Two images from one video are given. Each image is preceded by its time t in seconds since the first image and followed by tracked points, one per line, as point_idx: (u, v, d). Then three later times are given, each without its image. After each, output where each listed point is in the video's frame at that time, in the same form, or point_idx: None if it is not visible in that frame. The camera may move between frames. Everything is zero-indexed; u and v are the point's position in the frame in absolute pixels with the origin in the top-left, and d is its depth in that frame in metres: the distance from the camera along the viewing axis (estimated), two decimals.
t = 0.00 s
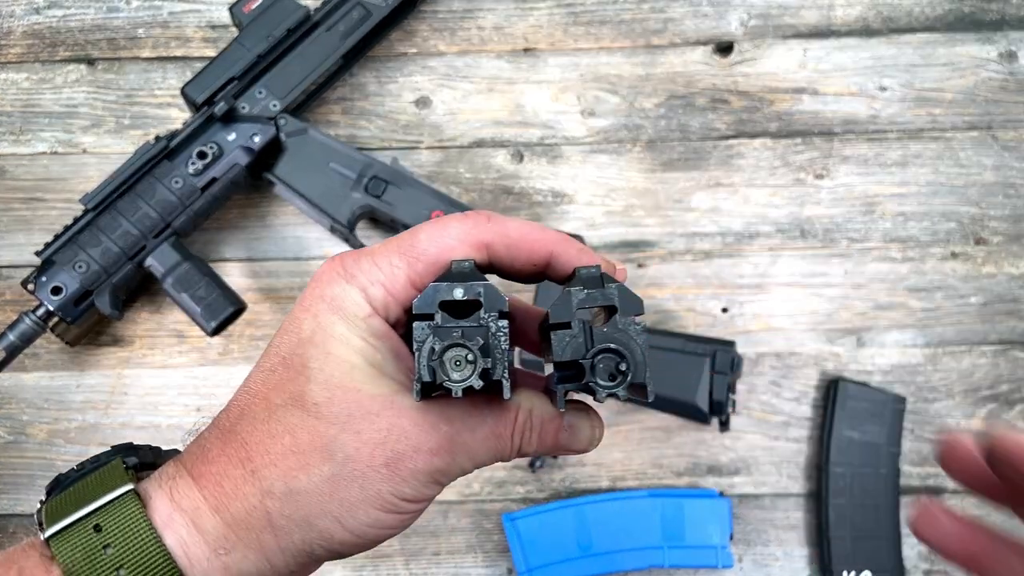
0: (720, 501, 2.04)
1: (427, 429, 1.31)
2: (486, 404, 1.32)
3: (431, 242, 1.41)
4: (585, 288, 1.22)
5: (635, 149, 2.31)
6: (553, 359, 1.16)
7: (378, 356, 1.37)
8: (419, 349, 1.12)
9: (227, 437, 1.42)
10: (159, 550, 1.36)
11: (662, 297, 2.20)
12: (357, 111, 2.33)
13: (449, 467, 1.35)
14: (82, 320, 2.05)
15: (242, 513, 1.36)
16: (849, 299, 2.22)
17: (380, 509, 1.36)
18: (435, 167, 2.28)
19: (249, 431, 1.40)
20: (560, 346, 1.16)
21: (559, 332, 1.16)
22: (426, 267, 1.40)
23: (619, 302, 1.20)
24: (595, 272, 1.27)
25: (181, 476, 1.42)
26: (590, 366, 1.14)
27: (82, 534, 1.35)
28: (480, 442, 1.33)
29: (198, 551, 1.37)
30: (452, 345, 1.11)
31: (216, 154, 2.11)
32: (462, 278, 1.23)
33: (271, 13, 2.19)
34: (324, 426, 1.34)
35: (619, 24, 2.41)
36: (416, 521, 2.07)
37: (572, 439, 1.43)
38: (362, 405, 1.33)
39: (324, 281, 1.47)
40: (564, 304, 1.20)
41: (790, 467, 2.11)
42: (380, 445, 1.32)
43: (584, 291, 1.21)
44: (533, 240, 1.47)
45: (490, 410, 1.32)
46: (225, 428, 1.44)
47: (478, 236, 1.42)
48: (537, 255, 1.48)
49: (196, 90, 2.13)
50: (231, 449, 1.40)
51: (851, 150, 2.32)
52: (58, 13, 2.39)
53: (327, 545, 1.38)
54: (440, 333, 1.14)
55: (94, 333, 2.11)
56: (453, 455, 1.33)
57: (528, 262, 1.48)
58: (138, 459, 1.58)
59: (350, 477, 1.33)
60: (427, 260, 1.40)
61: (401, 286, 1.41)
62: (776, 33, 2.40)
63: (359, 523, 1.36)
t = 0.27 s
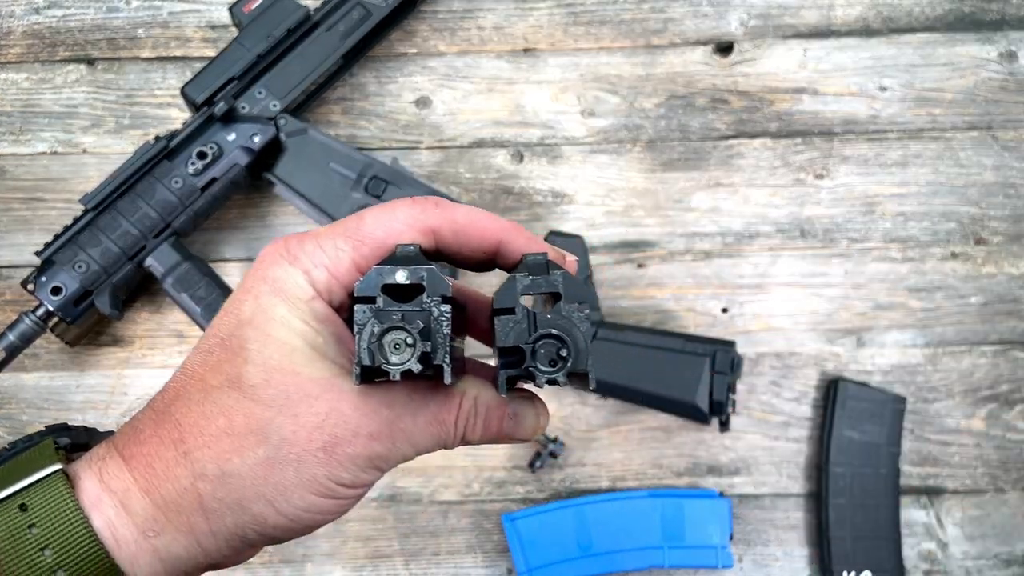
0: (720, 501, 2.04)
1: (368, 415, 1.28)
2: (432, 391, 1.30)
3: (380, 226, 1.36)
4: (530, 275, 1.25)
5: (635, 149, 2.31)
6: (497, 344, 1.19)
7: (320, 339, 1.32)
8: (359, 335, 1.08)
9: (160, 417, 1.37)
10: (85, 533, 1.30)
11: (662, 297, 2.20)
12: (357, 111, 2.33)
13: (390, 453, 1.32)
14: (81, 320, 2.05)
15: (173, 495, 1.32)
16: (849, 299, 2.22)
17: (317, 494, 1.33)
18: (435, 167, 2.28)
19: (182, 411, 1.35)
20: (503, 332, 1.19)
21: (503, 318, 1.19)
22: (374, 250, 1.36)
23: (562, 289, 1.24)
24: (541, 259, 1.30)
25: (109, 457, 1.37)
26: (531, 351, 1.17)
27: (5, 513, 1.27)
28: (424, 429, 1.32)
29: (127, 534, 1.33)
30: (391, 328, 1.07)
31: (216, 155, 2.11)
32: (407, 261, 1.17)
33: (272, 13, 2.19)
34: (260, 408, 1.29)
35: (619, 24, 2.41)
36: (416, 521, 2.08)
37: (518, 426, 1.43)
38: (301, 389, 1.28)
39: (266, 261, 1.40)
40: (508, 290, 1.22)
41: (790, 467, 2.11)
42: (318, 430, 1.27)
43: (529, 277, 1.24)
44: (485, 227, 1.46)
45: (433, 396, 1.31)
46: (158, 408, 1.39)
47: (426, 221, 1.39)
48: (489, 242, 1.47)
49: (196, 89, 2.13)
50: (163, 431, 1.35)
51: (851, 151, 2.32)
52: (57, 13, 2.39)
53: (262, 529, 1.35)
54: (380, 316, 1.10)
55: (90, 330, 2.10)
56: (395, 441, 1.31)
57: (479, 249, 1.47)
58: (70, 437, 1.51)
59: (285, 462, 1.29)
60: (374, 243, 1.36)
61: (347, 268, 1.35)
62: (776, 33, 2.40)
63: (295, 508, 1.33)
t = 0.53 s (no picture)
0: (720, 501, 2.03)
1: (324, 388, 1.19)
2: (397, 363, 1.23)
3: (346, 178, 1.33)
4: (512, 236, 1.09)
5: (635, 149, 2.31)
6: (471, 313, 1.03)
7: (275, 304, 1.24)
8: (317, 297, 1.00)
9: (92, 389, 1.27)
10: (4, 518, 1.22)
11: (662, 297, 2.20)
12: (357, 110, 2.32)
13: (348, 430, 1.24)
14: (81, 321, 2.05)
15: (106, 474, 1.21)
16: (849, 299, 2.22)
17: (267, 476, 1.22)
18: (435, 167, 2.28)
19: (116, 381, 1.25)
20: (479, 300, 1.03)
21: (480, 284, 1.04)
22: (336, 204, 1.32)
23: (550, 251, 1.07)
24: (524, 219, 1.13)
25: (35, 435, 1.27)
26: (511, 320, 1.02)
27: None
28: (387, 405, 1.24)
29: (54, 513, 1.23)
30: (353, 291, 1.00)
31: (216, 154, 2.10)
32: (372, 219, 1.10)
33: (271, 13, 2.19)
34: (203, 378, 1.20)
35: (619, 23, 2.41)
36: (416, 521, 2.08)
37: (493, 404, 1.35)
38: (251, 357, 1.19)
39: (216, 217, 1.32)
40: (487, 253, 1.08)
41: (790, 467, 2.11)
42: (269, 403, 1.18)
43: (511, 239, 1.08)
44: (460, 184, 1.43)
45: (402, 368, 1.23)
46: (89, 380, 1.28)
47: (395, 175, 1.37)
48: (463, 201, 1.44)
49: (196, 90, 2.13)
50: (94, 403, 1.25)
51: (851, 151, 2.32)
52: (57, 13, 2.38)
53: (204, 514, 1.24)
54: (341, 279, 1.02)
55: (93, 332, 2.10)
56: (355, 417, 1.22)
57: (454, 208, 1.45)
58: None
59: (231, 438, 1.19)
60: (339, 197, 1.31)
61: (306, 224, 1.30)
62: (776, 33, 2.40)
63: (242, 491, 1.22)
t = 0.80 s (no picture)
0: (720, 501, 2.03)
1: (283, 405, 1.17)
2: (369, 375, 1.22)
3: (312, 171, 1.35)
4: (491, 229, 1.04)
5: (635, 149, 2.30)
6: (449, 315, 1.01)
7: (231, 311, 1.22)
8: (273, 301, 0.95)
9: (34, 411, 1.25)
10: None
11: (662, 297, 2.20)
12: (356, 110, 2.32)
13: (310, 449, 1.22)
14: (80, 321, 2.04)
15: (41, 503, 1.19)
16: (849, 299, 2.22)
17: (222, 502, 1.21)
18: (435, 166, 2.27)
19: (57, 403, 1.23)
20: (456, 300, 1.01)
21: (456, 282, 1.01)
22: (298, 198, 1.33)
23: (532, 246, 1.02)
24: (507, 209, 1.08)
25: None
26: (489, 321, 0.97)
27: None
28: (356, 420, 1.22)
29: None
30: (308, 293, 0.94)
31: (216, 154, 2.09)
32: (334, 211, 1.04)
33: (272, 11, 2.19)
34: (148, 397, 1.18)
35: (619, 23, 2.40)
36: (416, 522, 2.07)
37: (477, 418, 1.31)
38: (200, 371, 1.18)
39: (165, 217, 1.31)
40: (466, 249, 1.04)
41: (790, 467, 2.11)
42: (222, 423, 1.17)
43: (490, 232, 1.04)
44: (435, 179, 1.45)
45: (373, 382, 1.23)
46: (31, 399, 1.27)
47: (365, 168, 1.39)
48: (438, 197, 1.47)
49: (196, 89, 2.12)
50: (33, 426, 1.23)
51: (852, 150, 2.32)
52: (56, 12, 2.38)
53: (151, 543, 1.22)
54: (298, 279, 0.97)
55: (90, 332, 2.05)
56: (320, 434, 1.21)
57: (428, 204, 1.47)
58: None
59: (179, 462, 1.17)
60: (301, 190, 1.33)
61: (264, 220, 1.30)
62: (777, 33, 2.40)
63: (191, 518, 1.20)
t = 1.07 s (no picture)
0: (721, 502, 2.03)
1: (250, 400, 1.14)
2: (344, 370, 1.19)
3: (282, 153, 1.34)
4: (470, 213, 1.03)
5: (636, 149, 2.30)
6: (427, 304, 0.99)
7: (195, 302, 1.21)
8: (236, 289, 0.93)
9: None
10: None
11: (663, 297, 2.20)
12: (355, 110, 2.31)
13: (279, 447, 1.18)
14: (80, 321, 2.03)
15: None
16: (850, 299, 2.21)
17: (185, 505, 1.16)
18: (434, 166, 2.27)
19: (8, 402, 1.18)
20: (434, 288, 0.99)
21: (435, 269, 0.99)
22: (265, 180, 1.32)
23: (514, 231, 1.02)
24: (486, 194, 1.08)
25: None
26: (469, 309, 0.95)
27: None
28: (329, 416, 1.18)
29: None
30: (273, 280, 0.92)
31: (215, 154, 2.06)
32: (303, 194, 1.04)
33: (271, 11, 2.19)
34: (106, 393, 1.14)
35: (619, 22, 2.40)
36: (416, 522, 2.07)
37: (461, 415, 1.27)
38: (161, 364, 1.15)
39: (124, 205, 1.29)
40: (445, 235, 1.02)
41: (791, 467, 2.10)
42: (183, 420, 1.13)
43: (469, 217, 1.03)
44: (412, 162, 1.42)
45: (347, 377, 1.19)
46: None
47: (336, 150, 1.37)
48: (416, 179, 1.43)
49: (195, 89, 2.11)
50: None
51: (852, 150, 2.31)
52: (55, 12, 2.37)
53: (109, 551, 1.17)
54: (264, 266, 0.95)
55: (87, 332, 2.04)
56: (291, 433, 1.17)
57: (406, 187, 1.43)
58: None
59: (138, 463, 1.12)
60: (270, 172, 1.32)
61: (229, 205, 1.29)
62: (777, 32, 2.39)
63: (150, 523, 1.15)
